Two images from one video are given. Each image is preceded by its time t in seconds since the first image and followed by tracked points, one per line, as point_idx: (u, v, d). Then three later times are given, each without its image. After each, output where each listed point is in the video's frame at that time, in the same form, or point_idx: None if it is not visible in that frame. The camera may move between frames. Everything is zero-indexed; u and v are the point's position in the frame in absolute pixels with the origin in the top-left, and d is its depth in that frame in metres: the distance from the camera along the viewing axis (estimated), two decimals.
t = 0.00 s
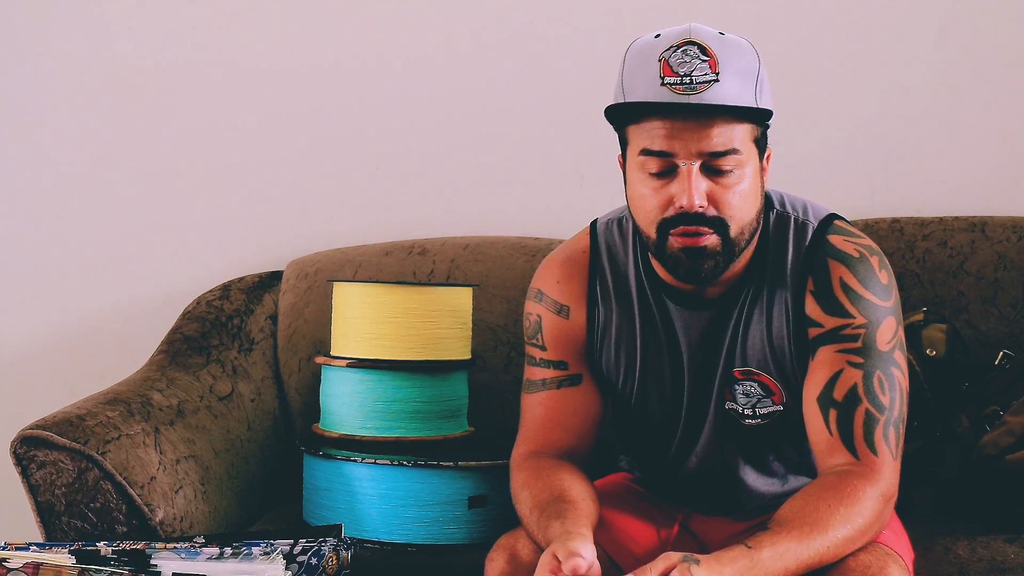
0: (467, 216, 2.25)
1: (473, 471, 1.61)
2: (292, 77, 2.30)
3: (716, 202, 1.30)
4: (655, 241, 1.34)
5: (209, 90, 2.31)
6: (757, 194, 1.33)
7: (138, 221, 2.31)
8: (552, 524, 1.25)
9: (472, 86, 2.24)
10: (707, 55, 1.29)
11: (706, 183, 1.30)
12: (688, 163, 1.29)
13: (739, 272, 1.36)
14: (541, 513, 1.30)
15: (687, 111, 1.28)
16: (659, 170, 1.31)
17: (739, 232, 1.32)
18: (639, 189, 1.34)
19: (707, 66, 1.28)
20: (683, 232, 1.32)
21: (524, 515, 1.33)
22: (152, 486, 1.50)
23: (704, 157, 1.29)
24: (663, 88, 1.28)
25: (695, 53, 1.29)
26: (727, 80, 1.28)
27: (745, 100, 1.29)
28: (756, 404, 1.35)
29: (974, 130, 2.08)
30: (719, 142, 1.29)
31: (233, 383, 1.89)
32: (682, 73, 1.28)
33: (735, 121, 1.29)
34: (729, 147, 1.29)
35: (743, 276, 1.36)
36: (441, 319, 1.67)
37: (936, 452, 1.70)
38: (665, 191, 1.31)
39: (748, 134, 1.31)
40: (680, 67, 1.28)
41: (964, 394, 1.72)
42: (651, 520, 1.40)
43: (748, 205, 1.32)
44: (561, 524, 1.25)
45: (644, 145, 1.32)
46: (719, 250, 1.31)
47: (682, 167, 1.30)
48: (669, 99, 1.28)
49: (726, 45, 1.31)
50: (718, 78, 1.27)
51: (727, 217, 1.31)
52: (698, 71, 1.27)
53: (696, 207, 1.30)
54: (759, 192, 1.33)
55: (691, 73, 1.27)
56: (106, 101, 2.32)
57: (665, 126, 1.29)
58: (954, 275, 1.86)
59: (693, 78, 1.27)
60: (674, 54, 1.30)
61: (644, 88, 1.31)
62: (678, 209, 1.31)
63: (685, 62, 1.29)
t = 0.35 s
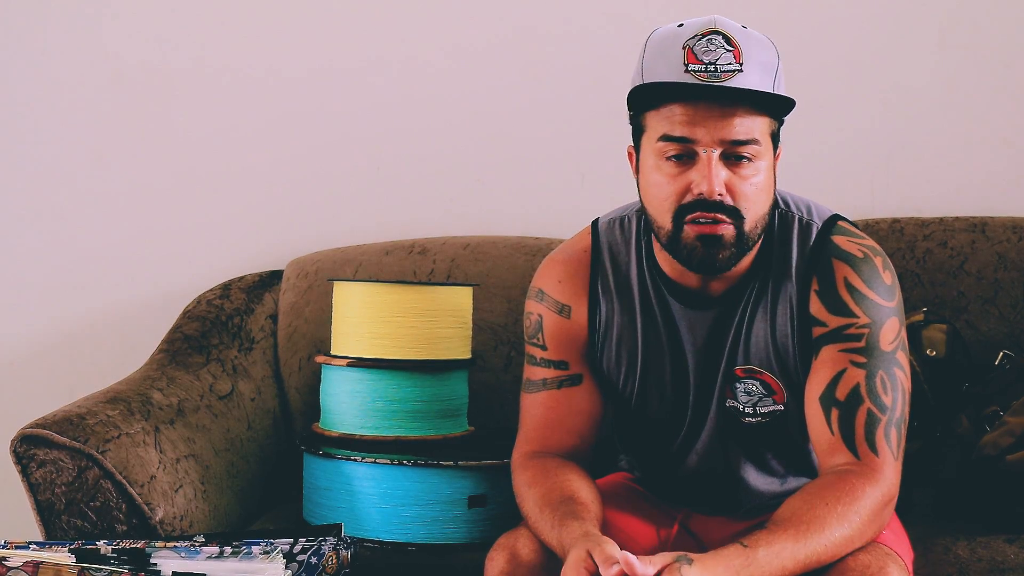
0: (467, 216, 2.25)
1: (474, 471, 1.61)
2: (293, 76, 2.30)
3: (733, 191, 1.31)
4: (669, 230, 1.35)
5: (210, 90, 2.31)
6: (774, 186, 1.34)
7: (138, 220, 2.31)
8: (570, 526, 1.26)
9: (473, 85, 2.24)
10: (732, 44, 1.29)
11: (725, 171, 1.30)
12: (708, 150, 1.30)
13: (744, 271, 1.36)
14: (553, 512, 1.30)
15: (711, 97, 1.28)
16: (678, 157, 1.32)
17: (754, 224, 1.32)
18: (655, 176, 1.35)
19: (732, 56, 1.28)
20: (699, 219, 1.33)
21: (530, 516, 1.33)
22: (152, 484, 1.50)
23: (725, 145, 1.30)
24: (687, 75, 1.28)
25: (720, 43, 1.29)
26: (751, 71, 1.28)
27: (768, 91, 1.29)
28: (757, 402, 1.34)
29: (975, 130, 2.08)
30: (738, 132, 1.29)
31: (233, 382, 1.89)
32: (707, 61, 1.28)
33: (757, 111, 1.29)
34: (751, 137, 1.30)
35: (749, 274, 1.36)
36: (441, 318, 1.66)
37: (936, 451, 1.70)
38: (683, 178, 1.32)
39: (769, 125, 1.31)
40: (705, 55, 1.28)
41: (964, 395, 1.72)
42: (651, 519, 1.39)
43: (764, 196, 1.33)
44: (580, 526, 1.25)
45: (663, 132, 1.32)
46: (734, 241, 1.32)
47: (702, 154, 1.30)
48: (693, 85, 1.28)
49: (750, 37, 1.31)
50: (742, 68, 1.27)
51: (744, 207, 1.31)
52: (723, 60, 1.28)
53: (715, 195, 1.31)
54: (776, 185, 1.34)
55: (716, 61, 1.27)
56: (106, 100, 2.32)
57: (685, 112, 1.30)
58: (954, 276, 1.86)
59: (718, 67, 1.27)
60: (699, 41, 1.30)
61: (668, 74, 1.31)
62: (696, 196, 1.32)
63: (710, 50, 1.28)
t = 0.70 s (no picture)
0: (467, 216, 2.25)
1: (474, 471, 1.61)
2: (292, 76, 2.30)
3: (739, 200, 1.30)
4: (674, 237, 1.34)
5: (209, 90, 2.31)
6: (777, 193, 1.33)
7: (137, 221, 2.31)
8: (572, 526, 1.25)
9: (472, 86, 2.24)
10: (737, 52, 1.29)
11: (730, 180, 1.30)
12: (713, 159, 1.29)
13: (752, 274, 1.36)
14: (555, 512, 1.30)
15: (715, 105, 1.28)
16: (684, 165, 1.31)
17: (757, 232, 1.32)
18: (660, 184, 1.34)
19: (737, 64, 1.28)
20: (705, 228, 1.32)
21: (531, 515, 1.33)
22: (151, 485, 1.50)
23: (730, 153, 1.29)
24: (692, 82, 1.28)
25: (725, 50, 1.29)
26: (756, 78, 1.28)
27: (772, 98, 1.29)
28: (762, 404, 1.34)
29: (974, 131, 2.08)
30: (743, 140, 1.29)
31: (233, 383, 1.89)
32: (711, 69, 1.27)
33: (762, 118, 1.29)
34: (755, 145, 1.29)
35: (757, 276, 1.36)
36: (441, 318, 1.66)
37: (935, 453, 1.70)
38: (689, 187, 1.31)
39: (774, 132, 1.31)
40: (709, 63, 1.28)
41: (963, 395, 1.72)
42: (650, 519, 1.40)
43: (768, 204, 1.32)
44: (582, 527, 1.25)
45: (668, 140, 1.32)
46: (739, 250, 1.31)
47: (708, 162, 1.30)
48: (696, 93, 1.28)
49: (755, 44, 1.31)
50: (746, 76, 1.27)
51: (748, 216, 1.31)
52: (728, 68, 1.27)
53: (720, 204, 1.30)
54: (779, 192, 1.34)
55: (720, 69, 1.27)
56: (106, 100, 2.31)
57: (689, 120, 1.29)
58: (954, 276, 1.86)
59: (723, 75, 1.27)
60: (704, 49, 1.30)
61: (672, 82, 1.30)
62: (702, 205, 1.31)
63: (714, 58, 1.28)
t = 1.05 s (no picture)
0: (467, 216, 2.25)
1: (474, 471, 1.61)
2: (292, 76, 2.30)
3: (710, 204, 1.30)
4: (652, 237, 1.34)
5: (209, 89, 2.31)
6: (754, 197, 1.32)
7: (138, 221, 2.31)
8: (573, 529, 1.25)
9: (472, 86, 2.24)
10: (711, 54, 1.29)
11: (701, 184, 1.29)
12: (683, 163, 1.29)
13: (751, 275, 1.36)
14: (556, 513, 1.30)
15: (687, 109, 1.27)
16: (656, 168, 1.31)
17: (734, 234, 1.32)
18: (637, 186, 1.34)
19: (710, 66, 1.27)
20: (677, 232, 1.32)
21: (531, 515, 1.33)
22: (151, 484, 1.51)
23: (701, 158, 1.28)
24: (664, 86, 1.28)
25: (699, 53, 1.29)
26: (729, 80, 1.27)
27: (745, 102, 1.28)
28: (763, 406, 1.34)
29: (973, 131, 2.08)
30: (719, 143, 1.28)
31: (233, 382, 1.89)
32: (685, 72, 1.27)
33: (734, 123, 1.28)
34: (727, 150, 1.28)
35: (755, 276, 1.36)
36: (441, 319, 1.67)
37: (934, 451, 1.72)
38: (661, 190, 1.31)
39: (749, 137, 1.30)
40: (683, 65, 1.28)
41: (962, 395, 1.72)
42: (649, 519, 1.40)
43: (743, 208, 1.31)
44: (583, 529, 1.25)
45: (643, 142, 1.31)
46: (715, 254, 1.31)
47: (678, 166, 1.29)
48: (669, 96, 1.28)
49: (732, 46, 1.30)
50: (718, 79, 1.26)
51: (720, 220, 1.31)
52: (700, 70, 1.27)
53: (690, 208, 1.30)
54: (757, 196, 1.33)
55: (693, 71, 1.27)
56: (106, 100, 2.32)
57: (665, 123, 1.29)
58: (953, 276, 1.86)
59: (695, 77, 1.27)
60: (679, 52, 1.30)
61: (647, 85, 1.31)
62: (672, 208, 1.31)
63: (688, 61, 1.28)
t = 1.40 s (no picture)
0: (468, 217, 2.25)
1: (474, 473, 1.61)
2: (293, 78, 2.30)
3: (639, 215, 1.32)
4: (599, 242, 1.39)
5: (211, 91, 2.31)
6: (693, 210, 1.33)
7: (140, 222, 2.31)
8: (576, 532, 1.25)
9: (473, 88, 2.24)
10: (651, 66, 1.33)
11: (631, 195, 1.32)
12: (615, 173, 1.32)
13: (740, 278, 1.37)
14: (559, 516, 1.30)
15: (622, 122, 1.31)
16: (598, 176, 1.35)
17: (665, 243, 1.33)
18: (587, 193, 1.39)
19: (643, 79, 1.33)
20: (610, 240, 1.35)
21: (532, 517, 1.33)
22: (153, 486, 1.51)
23: (631, 170, 1.31)
24: (608, 97, 1.37)
25: (638, 65, 1.34)
26: (659, 94, 1.32)
27: (675, 116, 1.31)
28: (761, 409, 1.35)
29: (974, 133, 2.08)
30: (652, 155, 1.31)
31: (235, 384, 1.90)
32: (623, 84, 1.35)
33: (665, 138, 1.30)
34: (658, 163, 1.31)
35: (742, 278, 1.37)
36: (441, 320, 1.66)
37: (933, 454, 1.71)
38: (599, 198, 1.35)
39: (686, 152, 1.32)
40: (623, 78, 1.35)
41: (963, 397, 1.72)
42: (653, 521, 1.40)
43: (675, 221, 1.32)
44: (586, 533, 1.25)
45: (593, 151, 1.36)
46: (645, 263, 1.34)
47: (611, 176, 1.33)
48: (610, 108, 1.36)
49: (677, 57, 1.33)
50: (648, 92, 1.32)
51: (648, 231, 1.33)
52: (634, 83, 1.34)
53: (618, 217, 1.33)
54: (698, 210, 1.33)
55: (628, 84, 1.34)
56: (107, 101, 2.32)
57: (607, 135, 1.33)
58: (954, 278, 1.86)
59: (630, 89, 1.34)
60: (626, 63, 1.36)
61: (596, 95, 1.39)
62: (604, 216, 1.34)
63: (629, 72, 1.35)
